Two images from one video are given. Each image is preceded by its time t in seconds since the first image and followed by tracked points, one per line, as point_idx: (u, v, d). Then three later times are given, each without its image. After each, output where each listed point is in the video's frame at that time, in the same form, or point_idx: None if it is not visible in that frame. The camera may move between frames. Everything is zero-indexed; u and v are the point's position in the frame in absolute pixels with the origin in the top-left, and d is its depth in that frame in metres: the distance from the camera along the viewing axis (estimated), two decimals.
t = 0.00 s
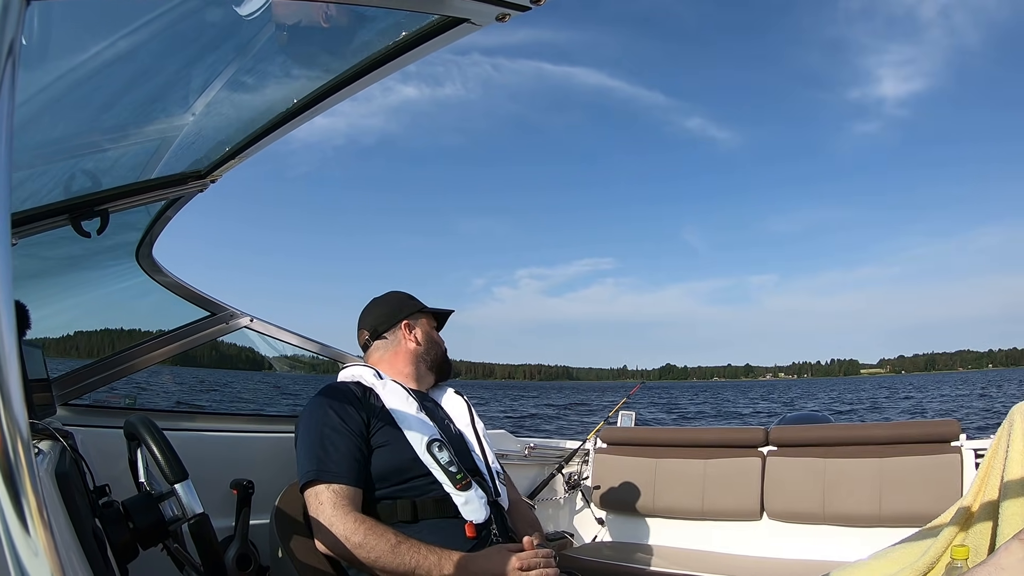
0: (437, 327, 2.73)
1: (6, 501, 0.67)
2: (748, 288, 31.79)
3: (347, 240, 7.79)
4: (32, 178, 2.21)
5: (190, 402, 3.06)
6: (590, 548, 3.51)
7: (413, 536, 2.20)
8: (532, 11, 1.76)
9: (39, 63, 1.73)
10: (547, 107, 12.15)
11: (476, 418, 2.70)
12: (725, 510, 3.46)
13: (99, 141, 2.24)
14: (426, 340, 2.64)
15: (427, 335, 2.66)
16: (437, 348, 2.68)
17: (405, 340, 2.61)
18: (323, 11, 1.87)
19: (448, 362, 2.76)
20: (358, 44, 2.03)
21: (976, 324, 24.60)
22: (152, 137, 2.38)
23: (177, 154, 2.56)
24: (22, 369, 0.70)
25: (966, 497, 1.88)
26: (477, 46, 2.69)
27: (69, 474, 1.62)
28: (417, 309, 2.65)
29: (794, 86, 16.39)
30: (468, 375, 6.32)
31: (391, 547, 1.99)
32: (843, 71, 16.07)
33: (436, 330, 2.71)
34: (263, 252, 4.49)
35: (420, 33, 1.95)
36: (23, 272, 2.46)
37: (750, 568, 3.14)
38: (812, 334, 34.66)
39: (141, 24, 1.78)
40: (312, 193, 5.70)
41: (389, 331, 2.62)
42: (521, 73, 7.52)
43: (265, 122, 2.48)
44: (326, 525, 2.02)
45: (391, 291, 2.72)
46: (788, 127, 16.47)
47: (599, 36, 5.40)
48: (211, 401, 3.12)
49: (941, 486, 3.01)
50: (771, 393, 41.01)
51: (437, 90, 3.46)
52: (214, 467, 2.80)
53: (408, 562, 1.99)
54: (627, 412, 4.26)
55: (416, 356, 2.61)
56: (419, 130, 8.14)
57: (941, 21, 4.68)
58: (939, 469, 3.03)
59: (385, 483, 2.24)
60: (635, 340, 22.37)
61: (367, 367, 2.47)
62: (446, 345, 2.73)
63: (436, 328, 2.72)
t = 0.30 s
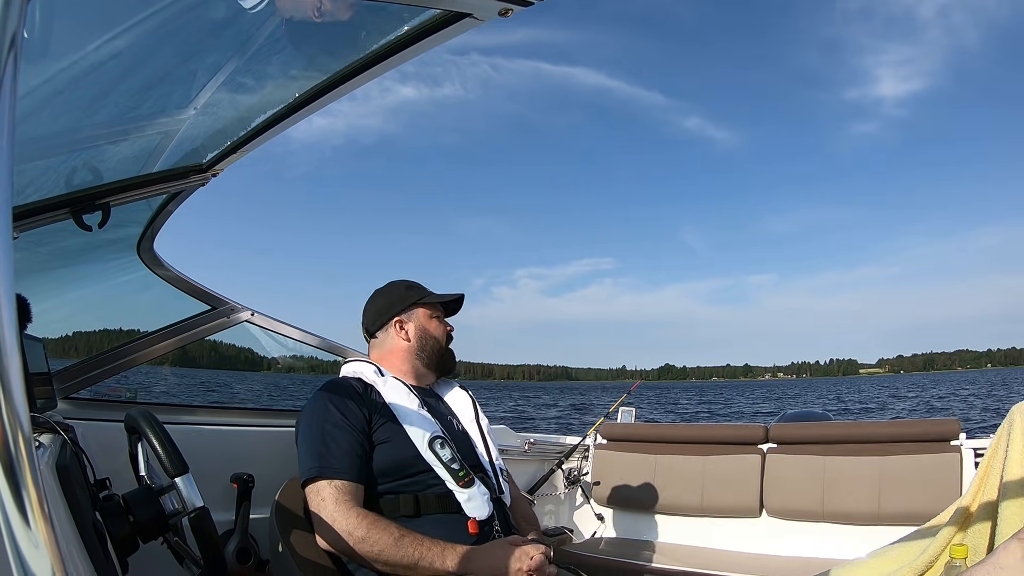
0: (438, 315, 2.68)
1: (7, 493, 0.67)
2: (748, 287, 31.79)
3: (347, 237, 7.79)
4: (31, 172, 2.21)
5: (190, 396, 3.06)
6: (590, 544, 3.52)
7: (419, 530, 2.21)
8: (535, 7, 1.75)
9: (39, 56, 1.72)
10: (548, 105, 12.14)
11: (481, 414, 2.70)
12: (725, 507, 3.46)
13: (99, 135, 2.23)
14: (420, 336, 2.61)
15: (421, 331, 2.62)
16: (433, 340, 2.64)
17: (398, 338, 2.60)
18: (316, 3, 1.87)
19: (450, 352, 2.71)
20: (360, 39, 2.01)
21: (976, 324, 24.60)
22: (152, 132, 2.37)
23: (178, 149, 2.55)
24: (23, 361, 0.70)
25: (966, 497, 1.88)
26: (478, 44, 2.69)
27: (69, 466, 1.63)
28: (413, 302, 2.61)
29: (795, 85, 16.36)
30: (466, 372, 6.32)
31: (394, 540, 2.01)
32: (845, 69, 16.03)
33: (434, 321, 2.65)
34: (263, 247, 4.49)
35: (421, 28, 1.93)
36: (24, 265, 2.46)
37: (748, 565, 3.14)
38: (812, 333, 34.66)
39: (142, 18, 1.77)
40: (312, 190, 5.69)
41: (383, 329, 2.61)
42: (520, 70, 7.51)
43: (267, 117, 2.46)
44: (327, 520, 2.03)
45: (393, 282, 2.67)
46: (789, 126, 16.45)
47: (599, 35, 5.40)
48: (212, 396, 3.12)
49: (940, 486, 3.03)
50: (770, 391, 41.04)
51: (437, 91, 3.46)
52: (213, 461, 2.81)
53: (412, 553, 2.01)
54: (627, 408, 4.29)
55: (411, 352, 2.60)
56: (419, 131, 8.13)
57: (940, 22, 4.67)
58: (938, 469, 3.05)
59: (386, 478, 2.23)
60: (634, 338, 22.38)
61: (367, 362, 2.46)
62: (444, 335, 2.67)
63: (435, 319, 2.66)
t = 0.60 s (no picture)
0: (430, 322, 2.57)
1: (8, 494, 0.67)
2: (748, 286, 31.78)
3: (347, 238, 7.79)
4: (31, 174, 2.21)
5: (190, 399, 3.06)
6: (591, 545, 3.52)
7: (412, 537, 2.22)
8: (533, 8, 1.76)
9: (38, 58, 1.72)
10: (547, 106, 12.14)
11: (481, 414, 2.71)
12: (725, 507, 3.46)
13: (98, 137, 2.23)
14: (407, 344, 2.55)
15: (407, 339, 2.55)
16: (423, 349, 2.55)
17: (387, 344, 2.57)
18: (301, 3, 1.86)
19: (445, 359, 2.61)
20: (358, 42, 2.02)
21: (977, 323, 24.58)
22: (153, 134, 2.37)
23: (178, 151, 2.56)
24: (24, 362, 0.70)
25: (966, 496, 1.88)
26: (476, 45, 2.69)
27: (70, 469, 1.62)
28: (402, 308, 2.54)
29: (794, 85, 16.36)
30: (466, 374, 6.31)
31: (387, 553, 1.99)
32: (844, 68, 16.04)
33: (424, 328, 2.55)
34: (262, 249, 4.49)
35: (420, 29, 1.93)
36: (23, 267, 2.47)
37: (750, 565, 3.14)
38: (812, 332, 34.65)
39: (141, 20, 1.78)
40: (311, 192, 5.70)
41: (375, 332, 2.60)
42: (519, 72, 7.51)
43: (267, 120, 2.47)
44: (319, 537, 2.02)
45: (389, 282, 2.61)
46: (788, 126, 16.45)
47: (598, 36, 5.40)
48: (212, 398, 3.12)
49: (941, 485, 3.02)
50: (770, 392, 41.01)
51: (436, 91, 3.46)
52: (214, 464, 2.81)
53: (406, 565, 1.99)
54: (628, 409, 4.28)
55: (399, 360, 2.57)
56: (418, 132, 8.14)
57: (940, 22, 4.67)
58: (939, 469, 3.04)
59: (382, 487, 2.24)
60: (634, 338, 22.37)
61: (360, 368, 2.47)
62: (436, 342, 2.57)
63: (427, 325, 2.56)
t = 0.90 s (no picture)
0: (422, 334, 2.55)
1: (7, 501, 0.67)
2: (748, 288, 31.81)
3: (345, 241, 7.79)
4: (30, 181, 2.21)
5: (189, 406, 3.06)
6: (591, 549, 3.52)
7: (408, 546, 2.20)
8: (530, 13, 1.76)
9: (38, 65, 1.73)
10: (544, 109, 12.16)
11: (479, 420, 2.71)
12: (726, 511, 3.45)
13: (97, 144, 2.24)
14: (399, 355, 2.54)
15: (399, 351, 2.55)
16: (415, 360, 2.54)
17: (379, 353, 2.58)
18: (291, 10, 1.86)
19: (437, 369, 2.59)
20: (355, 46, 2.04)
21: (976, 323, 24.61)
22: (151, 140, 2.38)
23: (176, 157, 2.56)
24: (22, 369, 0.70)
25: (967, 496, 1.88)
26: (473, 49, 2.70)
27: (70, 476, 1.62)
28: (394, 318, 2.53)
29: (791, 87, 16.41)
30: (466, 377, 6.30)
31: (385, 564, 1.98)
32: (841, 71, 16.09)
33: (417, 339, 2.54)
34: (261, 254, 4.49)
35: (417, 35, 1.95)
36: (21, 274, 2.47)
37: (750, 568, 3.14)
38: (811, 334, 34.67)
39: (140, 28, 1.78)
40: (309, 196, 5.69)
41: (368, 341, 2.60)
42: (517, 74, 7.52)
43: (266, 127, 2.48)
44: (318, 547, 2.02)
45: (383, 288, 2.60)
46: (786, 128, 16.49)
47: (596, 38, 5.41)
48: (210, 404, 3.12)
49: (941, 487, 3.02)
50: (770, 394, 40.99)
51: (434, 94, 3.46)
52: (213, 471, 2.80)
53: None
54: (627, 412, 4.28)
55: (391, 369, 2.58)
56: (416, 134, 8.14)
57: (938, 22, 4.68)
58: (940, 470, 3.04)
59: (379, 497, 2.24)
60: (633, 341, 22.36)
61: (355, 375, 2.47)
62: (428, 354, 2.55)
63: (420, 336, 2.55)
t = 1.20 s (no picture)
0: (426, 333, 2.56)
1: (6, 506, 0.67)
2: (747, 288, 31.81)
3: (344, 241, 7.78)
4: (29, 184, 2.21)
5: (188, 408, 3.06)
6: (591, 551, 3.51)
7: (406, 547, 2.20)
8: (529, 15, 1.76)
9: (37, 68, 1.73)
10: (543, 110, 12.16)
11: (479, 422, 2.71)
12: (726, 512, 3.45)
13: (96, 146, 2.24)
14: (404, 355, 2.54)
15: (403, 351, 2.54)
16: (420, 359, 2.55)
17: (384, 355, 2.57)
18: (295, 12, 1.86)
19: (442, 367, 2.61)
20: (354, 47, 2.04)
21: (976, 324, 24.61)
22: (150, 142, 2.38)
23: (175, 159, 2.56)
24: (22, 374, 0.70)
25: (967, 497, 1.88)
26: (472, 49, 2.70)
27: (69, 479, 1.62)
28: (397, 320, 2.53)
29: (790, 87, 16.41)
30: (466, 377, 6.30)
31: (384, 565, 1.98)
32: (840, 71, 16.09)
33: (422, 338, 2.55)
34: (260, 254, 4.49)
35: (415, 37, 1.95)
36: (20, 276, 2.46)
37: (750, 569, 3.14)
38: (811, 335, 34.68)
39: (139, 30, 1.78)
40: (308, 197, 5.69)
41: (370, 344, 2.59)
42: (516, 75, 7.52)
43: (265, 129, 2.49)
44: (318, 548, 2.01)
45: (384, 290, 2.60)
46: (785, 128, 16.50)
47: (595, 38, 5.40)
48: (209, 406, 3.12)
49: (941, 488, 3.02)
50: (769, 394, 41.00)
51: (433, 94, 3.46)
52: (213, 473, 2.80)
53: None
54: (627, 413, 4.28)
55: (396, 370, 2.57)
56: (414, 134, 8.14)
57: (938, 22, 4.68)
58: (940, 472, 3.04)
59: (378, 499, 2.24)
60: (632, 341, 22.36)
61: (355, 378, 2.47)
62: (433, 352, 2.56)
63: (424, 335, 2.56)
